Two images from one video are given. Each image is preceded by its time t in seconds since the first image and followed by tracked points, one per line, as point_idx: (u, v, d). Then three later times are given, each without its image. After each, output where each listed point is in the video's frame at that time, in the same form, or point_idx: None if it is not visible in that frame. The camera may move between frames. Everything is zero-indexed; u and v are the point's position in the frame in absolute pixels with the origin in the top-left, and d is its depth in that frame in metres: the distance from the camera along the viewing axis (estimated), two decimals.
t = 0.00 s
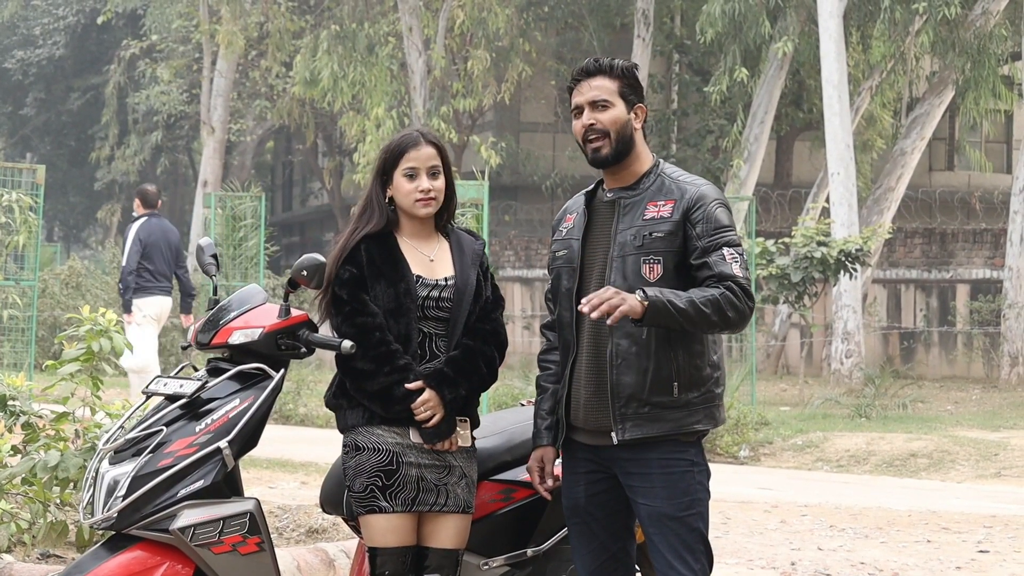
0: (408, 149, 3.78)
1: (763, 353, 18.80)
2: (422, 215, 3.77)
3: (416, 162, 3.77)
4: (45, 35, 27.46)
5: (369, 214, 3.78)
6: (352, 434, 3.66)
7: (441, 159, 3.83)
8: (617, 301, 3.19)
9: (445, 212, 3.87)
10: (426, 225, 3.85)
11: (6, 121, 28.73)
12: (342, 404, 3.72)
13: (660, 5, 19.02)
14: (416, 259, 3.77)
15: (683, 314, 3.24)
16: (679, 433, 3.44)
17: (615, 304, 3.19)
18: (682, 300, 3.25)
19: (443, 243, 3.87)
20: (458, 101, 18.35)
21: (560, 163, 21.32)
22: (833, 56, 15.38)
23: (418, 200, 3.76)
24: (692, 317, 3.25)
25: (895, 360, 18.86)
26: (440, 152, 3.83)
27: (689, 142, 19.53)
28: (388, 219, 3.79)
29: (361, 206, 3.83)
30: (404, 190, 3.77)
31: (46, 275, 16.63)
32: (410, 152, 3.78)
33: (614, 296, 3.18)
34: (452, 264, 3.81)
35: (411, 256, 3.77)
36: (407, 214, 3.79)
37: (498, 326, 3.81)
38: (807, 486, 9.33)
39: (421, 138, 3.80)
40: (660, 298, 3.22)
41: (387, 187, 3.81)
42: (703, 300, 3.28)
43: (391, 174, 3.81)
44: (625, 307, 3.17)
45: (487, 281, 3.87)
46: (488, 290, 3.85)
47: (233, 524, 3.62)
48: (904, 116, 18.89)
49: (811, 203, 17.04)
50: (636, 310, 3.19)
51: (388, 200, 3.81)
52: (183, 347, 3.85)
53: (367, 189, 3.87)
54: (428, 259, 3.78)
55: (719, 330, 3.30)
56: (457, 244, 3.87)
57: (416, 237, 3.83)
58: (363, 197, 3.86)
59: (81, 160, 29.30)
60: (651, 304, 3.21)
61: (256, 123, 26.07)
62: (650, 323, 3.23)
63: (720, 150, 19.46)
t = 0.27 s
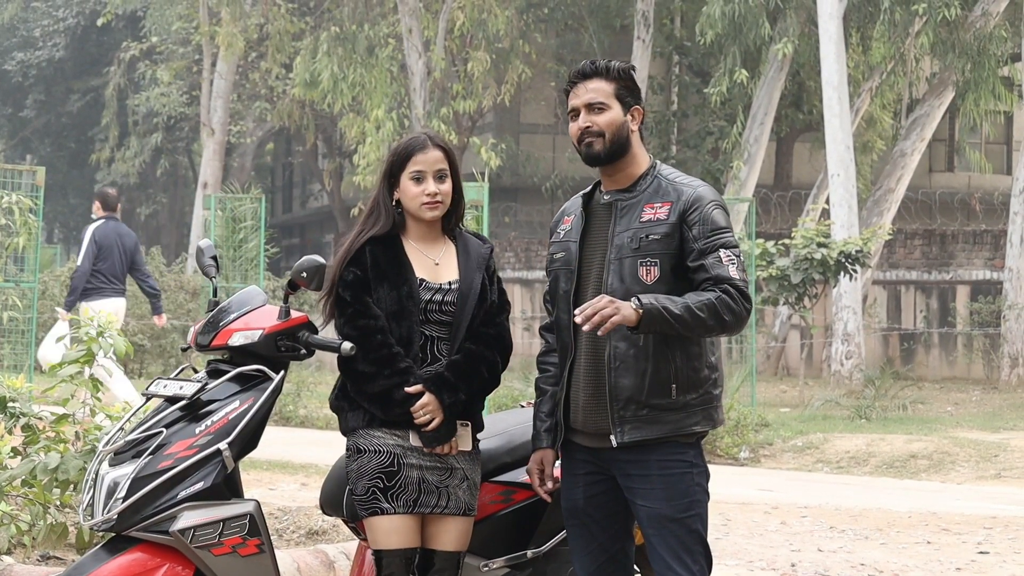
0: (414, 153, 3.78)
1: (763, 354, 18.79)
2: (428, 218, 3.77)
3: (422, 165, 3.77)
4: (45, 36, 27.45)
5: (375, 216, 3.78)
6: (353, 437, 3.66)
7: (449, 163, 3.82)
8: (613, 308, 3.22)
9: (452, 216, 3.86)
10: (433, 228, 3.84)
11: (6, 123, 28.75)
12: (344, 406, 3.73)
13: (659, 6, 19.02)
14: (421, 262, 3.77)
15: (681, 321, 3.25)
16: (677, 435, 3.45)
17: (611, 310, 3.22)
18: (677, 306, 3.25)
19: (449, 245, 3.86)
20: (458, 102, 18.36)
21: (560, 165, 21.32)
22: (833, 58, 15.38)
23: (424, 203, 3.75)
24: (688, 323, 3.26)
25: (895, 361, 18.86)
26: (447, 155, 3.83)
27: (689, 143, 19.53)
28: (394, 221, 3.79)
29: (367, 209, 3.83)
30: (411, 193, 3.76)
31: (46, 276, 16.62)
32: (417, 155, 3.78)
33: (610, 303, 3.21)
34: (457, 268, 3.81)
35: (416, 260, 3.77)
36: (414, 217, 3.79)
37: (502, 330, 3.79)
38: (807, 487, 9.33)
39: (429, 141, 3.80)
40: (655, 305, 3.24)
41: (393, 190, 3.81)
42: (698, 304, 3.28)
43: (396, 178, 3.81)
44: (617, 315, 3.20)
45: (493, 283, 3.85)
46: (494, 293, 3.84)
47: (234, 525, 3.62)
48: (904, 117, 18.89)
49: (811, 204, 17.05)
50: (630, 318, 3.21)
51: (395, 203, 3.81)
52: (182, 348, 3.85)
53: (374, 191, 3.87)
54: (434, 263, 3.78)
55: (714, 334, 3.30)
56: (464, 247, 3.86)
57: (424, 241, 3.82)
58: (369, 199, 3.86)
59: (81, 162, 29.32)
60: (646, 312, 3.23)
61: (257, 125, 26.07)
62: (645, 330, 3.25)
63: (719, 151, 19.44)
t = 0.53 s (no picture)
0: (417, 155, 3.78)
1: (763, 354, 18.79)
2: (432, 220, 3.77)
3: (426, 167, 3.77)
4: (44, 37, 27.43)
5: (379, 217, 3.78)
6: (356, 439, 3.66)
7: (454, 166, 3.82)
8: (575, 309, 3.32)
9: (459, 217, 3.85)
10: (437, 230, 3.84)
11: (6, 123, 28.73)
12: (347, 408, 3.73)
13: (659, 6, 19.01)
14: (424, 264, 3.77)
15: (652, 327, 3.30)
16: (675, 436, 3.44)
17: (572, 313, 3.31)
18: (651, 315, 3.30)
19: (453, 247, 3.85)
20: (458, 103, 18.36)
21: (560, 166, 21.33)
22: (833, 58, 15.39)
23: (429, 206, 3.75)
24: (661, 330, 3.30)
25: (895, 361, 18.85)
26: (451, 156, 3.82)
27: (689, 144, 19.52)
28: (397, 223, 3.79)
29: (371, 209, 3.82)
30: (416, 195, 3.76)
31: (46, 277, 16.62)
32: (423, 156, 3.77)
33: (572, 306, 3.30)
34: (461, 269, 3.80)
35: (419, 261, 3.77)
36: (419, 218, 3.78)
37: (505, 332, 3.78)
38: (807, 488, 9.33)
39: (434, 143, 3.79)
40: (625, 314, 3.29)
41: (397, 191, 3.81)
42: (675, 312, 3.30)
43: (400, 180, 3.81)
44: (578, 319, 3.30)
45: (497, 284, 3.85)
46: (499, 294, 3.83)
47: (233, 526, 3.63)
48: (905, 117, 18.90)
49: (811, 205, 17.05)
50: (595, 325, 3.30)
51: (399, 205, 3.81)
52: (182, 349, 3.84)
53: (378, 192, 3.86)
54: (437, 264, 3.78)
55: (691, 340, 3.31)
56: (469, 248, 3.86)
57: (428, 243, 3.82)
58: (373, 200, 3.85)
59: (81, 162, 29.32)
60: (614, 321, 3.29)
61: (257, 126, 26.06)
62: (616, 336, 3.31)
63: (719, 151, 19.42)
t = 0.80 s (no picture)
0: (421, 154, 3.77)
1: (763, 354, 18.78)
2: (437, 218, 3.77)
3: (429, 167, 3.76)
4: (44, 36, 27.42)
5: (385, 216, 3.79)
6: (359, 438, 3.66)
7: (460, 165, 3.82)
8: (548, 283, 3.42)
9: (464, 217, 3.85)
10: (441, 229, 3.84)
11: (6, 123, 28.73)
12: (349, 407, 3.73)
13: (659, 6, 19.00)
14: (428, 263, 3.77)
15: (615, 321, 3.36)
16: (672, 433, 3.44)
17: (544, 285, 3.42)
18: (615, 310, 3.36)
19: (457, 247, 3.86)
20: (458, 102, 18.35)
21: (560, 165, 21.32)
22: (832, 57, 15.38)
23: (433, 206, 3.75)
24: (624, 324, 3.35)
25: (895, 361, 18.83)
26: (458, 157, 3.82)
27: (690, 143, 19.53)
28: (400, 222, 3.79)
29: (377, 207, 3.83)
30: (421, 195, 3.75)
31: (46, 276, 16.62)
32: (429, 156, 3.77)
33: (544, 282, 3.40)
34: (465, 269, 3.80)
35: (423, 261, 3.77)
36: (424, 218, 3.78)
37: (509, 333, 3.78)
38: (807, 487, 9.33)
39: (441, 143, 3.79)
40: (591, 303, 3.38)
41: (401, 190, 3.81)
42: (639, 309, 3.34)
43: (403, 179, 3.81)
44: (554, 297, 3.38)
45: (502, 284, 3.85)
46: (501, 294, 3.83)
47: (234, 525, 3.63)
48: (904, 116, 18.88)
49: (811, 204, 17.05)
50: (566, 307, 3.38)
51: (403, 204, 3.81)
52: (182, 348, 3.85)
53: (384, 190, 3.86)
54: (441, 265, 3.78)
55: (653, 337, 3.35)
56: (473, 248, 3.86)
57: (433, 243, 3.83)
58: (378, 198, 3.85)
59: (81, 161, 29.33)
60: (580, 308, 3.38)
61: (256, 125, 26.03)
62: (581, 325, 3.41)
63: (719, 151, 19.41)
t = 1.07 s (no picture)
0: (428, 153, 3.78)
1: (763, 354, 18.77)
2: (442, 220, 3.77)
3: (436, 168, 3.76)
4: (45, 37, 27.42)
5: (386, 217, 3.78)
6: (363, 440, 3.66)
7: (464, 167, 3.81)
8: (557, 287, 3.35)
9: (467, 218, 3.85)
10: (445, 230, 3.83)
11: (6, 124, 28.74)
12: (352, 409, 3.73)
13: (660, 6, 19.01)
14: (430, 265, 3.77)
15: (619, 312, 3.30)
16: (672, 433, 3.44)
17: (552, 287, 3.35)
18: (617, 300, 3.30)
19: (460, 248, 3.86)
20: (458, 103, 18.35)
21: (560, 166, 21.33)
22: (833, 58, 15.38)
23: (437, 206, 3.75)
24: (629, 316, 3.29)
25: (895, 361, 18.82)
26: (463, 157, 3.81)
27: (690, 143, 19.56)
28: (404, 222, 3.78)
29: (379, 209, 3.82)
30: (425, 195, 3.76)
31: (47, 277, 16.62)
32: (434, 156, 3.77)
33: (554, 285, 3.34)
34: (468, 270, 3.81)
35: (425, 262, 3.77)
36: (428, 219, 3.78)
37: (511, 334, 3.78)
38: (807, 488, 9.33)
39: (446, 144, 3.79)
40: (594, 295, 3.31)
41: (405, 192, 3.82)
42: (642, 302, 3.29)
43: (408, 180, 3.81)
44: (552, 295, 3.34)
45: (504, 285, 3.85)
46: (504, 296, 3.83)
47: (234, 526, 3.63)
48: (905, 117, 18.88)
49: (811, 205, 17.05)
50: (565, 305, 3.34)
51: (406, 205, 3.80)
52: (182, 349, 3.84)
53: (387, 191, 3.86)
54: (443, 266, 3.78)
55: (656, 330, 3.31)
56: (476, 250, 3.86)
57: (436, 244, 3.82)
58: (381, 199, 3.85)
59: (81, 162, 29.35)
60: (582, 302, 3.32)
61: (257, 125, 26.02)
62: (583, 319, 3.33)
63: (720, 151, 19.41)
